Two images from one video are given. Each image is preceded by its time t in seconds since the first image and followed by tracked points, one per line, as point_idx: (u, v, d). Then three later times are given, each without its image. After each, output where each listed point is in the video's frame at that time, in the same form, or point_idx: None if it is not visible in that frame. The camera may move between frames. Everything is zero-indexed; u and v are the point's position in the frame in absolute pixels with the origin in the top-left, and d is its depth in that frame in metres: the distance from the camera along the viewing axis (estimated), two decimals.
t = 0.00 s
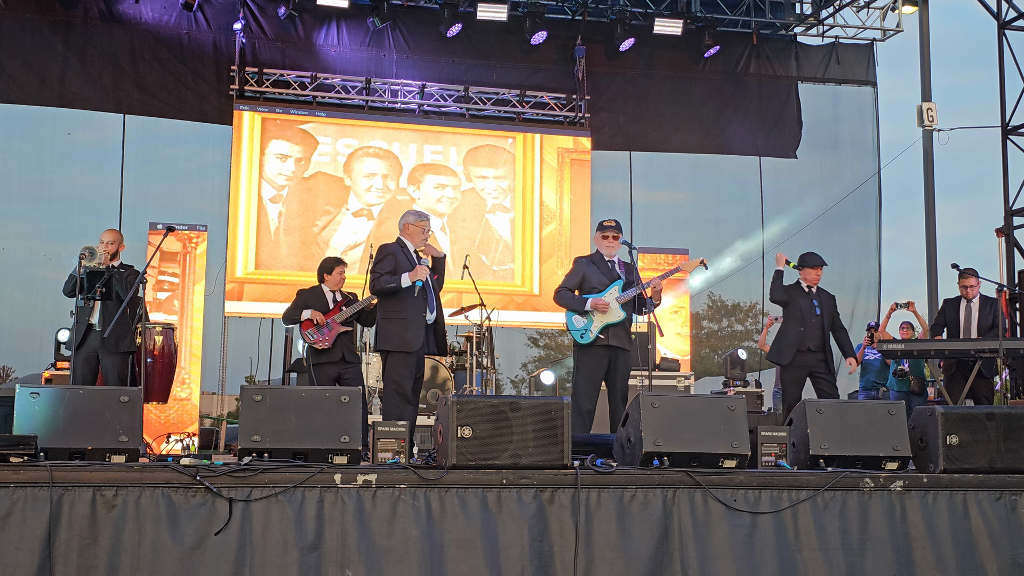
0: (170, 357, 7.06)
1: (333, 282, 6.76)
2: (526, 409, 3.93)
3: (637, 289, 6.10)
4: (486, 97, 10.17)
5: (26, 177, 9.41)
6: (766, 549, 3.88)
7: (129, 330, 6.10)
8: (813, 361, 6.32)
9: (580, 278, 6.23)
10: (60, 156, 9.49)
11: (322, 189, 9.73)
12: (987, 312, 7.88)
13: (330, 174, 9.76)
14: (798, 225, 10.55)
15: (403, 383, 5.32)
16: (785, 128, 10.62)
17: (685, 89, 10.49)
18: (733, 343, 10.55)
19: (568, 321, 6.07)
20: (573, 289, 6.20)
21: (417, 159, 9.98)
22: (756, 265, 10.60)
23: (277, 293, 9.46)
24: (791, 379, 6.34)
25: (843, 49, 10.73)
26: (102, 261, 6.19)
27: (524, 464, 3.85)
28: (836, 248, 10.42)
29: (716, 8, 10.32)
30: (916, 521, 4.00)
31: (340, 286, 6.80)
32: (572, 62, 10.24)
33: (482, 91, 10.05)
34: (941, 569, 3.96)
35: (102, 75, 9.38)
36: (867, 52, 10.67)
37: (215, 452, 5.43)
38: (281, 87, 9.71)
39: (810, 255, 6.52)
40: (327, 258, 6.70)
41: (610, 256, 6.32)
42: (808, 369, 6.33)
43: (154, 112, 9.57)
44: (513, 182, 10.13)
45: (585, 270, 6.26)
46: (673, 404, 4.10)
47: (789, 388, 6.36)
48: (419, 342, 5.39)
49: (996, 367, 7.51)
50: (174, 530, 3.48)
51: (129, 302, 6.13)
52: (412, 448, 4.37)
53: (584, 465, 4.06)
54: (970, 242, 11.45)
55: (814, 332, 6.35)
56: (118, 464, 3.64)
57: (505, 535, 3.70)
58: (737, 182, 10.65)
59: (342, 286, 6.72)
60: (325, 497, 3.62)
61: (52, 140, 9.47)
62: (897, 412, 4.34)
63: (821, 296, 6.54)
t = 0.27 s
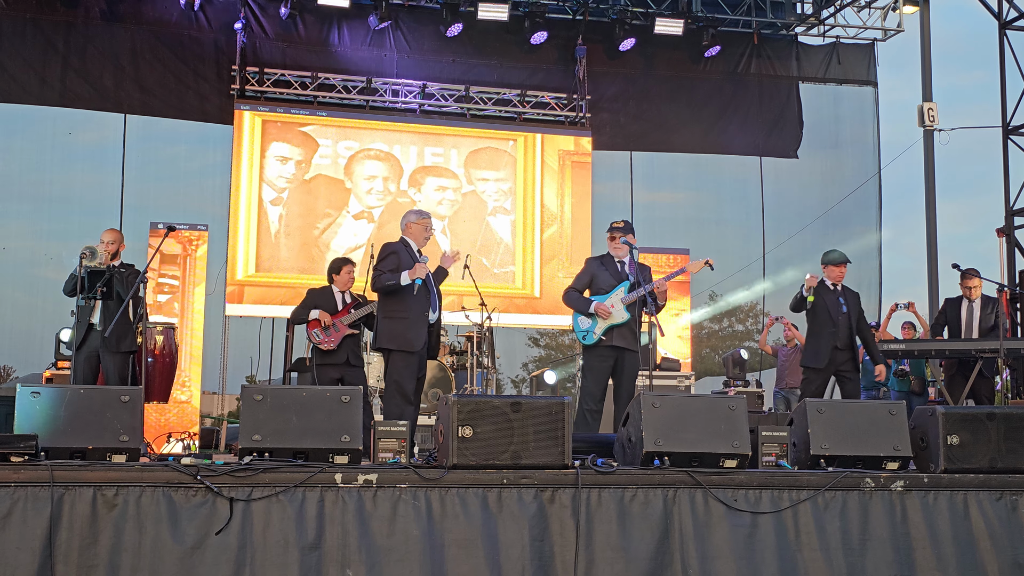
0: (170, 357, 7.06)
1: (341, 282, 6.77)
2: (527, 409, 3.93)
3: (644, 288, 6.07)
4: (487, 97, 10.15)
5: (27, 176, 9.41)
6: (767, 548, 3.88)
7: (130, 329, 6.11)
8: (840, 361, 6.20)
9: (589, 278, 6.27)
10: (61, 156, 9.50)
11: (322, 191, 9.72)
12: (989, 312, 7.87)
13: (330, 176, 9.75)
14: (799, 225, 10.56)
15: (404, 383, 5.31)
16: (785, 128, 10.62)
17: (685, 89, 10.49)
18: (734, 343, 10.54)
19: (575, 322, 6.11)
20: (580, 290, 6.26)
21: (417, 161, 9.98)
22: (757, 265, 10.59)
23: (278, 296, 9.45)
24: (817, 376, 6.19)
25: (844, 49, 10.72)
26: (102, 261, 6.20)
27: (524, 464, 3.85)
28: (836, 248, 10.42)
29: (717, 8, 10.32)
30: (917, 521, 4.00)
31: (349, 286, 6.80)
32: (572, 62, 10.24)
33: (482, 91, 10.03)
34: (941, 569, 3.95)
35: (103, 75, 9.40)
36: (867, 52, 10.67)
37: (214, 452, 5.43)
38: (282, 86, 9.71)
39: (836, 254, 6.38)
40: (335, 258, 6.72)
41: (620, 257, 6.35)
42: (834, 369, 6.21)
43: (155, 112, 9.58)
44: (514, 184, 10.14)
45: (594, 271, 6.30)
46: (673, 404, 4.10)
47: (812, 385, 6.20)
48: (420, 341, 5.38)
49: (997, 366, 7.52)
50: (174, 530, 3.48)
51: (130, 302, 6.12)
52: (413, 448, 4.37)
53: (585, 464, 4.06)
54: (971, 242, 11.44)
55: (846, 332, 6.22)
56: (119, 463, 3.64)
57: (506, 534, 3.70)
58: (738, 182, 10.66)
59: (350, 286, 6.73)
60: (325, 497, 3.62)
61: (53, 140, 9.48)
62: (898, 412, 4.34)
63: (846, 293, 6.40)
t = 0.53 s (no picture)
0: (171, 356, 7.07)
1: (354, 281, 6.79)
2: (526, 408, 3.93)
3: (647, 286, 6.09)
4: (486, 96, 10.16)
5: (27, 176, 9.41)
6: (766, 548, 3.88)
7: (131, 327, 6.11)
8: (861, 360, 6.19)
9: (592, 279, 6.32)
10: (61, 155, 9.50)
11: (322, 193, 9.72)
12: (988, 312, 7.87)
13: (330, 178, 9.76)
14: (799, 225, 10.57)
15: (405, 382, 5.32)
16: (785, 128, 10.62)
17: (685, 89, 10.49)
18: (734, 342, 10.55)
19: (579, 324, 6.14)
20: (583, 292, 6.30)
21: (417, 163, 9.98)
22: (756, 265, 10.59)
23: (278, 298, 9.44)
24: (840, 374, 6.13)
25: (844, 49, 10.72)
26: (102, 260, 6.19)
27: (524, 463, 3.85)
28: (836, 248, 10.43)
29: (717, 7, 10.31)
30: (917, 520, 4.00)
31: (362, 285, 6.80)
32: (572, 62, 10.23)
33: (482, 90, 10.03)
34: (941, 569, 3.95)
35: (103, 75, 9.39)
36: (867, 52, 10.67)
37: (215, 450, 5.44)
38: (282, 86, 9.72)
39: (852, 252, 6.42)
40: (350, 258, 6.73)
41: (623, 257, 6.34)
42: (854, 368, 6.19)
43: (155, 111, 9.58)
44: (514, 186, 10.14)
45: (597, 271, 6.34)
46: (674, 403, 4.10)
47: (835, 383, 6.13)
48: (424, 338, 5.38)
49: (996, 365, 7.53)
50: (174, 528, 3.48)
51: (130, 300, 6.12)
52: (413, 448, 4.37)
53: (585, 464, 4.05)
54: (971, 243, 11.44)
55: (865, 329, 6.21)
56: (118, 462, 3.64)
57: (506, 534, 3.70)
58: (738, 182, 10.67)
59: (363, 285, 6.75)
60: (325, 496, 3.62)
61: (53, 139, 9.47)
62: (897, 412, 4.34)
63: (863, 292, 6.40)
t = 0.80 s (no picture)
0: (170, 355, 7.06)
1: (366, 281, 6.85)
2: (524, 408, 3.93)
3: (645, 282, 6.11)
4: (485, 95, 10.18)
5: (25, 175, 9.40)
6: (765, 547, 3.88)
7: (129, 326, 6.09)
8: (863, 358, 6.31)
9: (593, 281, 6.37)
10: (59, 154, 9.50)
11: (321, 196, 9.72)
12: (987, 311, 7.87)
13: (329, 180, 9.75)
14: (797, 224, 10.58)
15: (404, 381, 5.33)
16: (784, 127, 10.63)
17: (683, 88, 10.49)
18: (732, 342, 10.55)
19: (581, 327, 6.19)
20: (585, 295, 6.35)
21: (416, 165, 9.99)
22: (755, 265, 10.60)
23: (276, 300, 9.44)
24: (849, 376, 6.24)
25: (842, 48, 10.72)
26: (101, 259, 6.19)
27: (522, 462, 3.85)
28: (834, 247, 10.45)
29: (715, 6, 10.32)
30: (915, 519, 4.00)
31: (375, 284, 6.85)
32: (571, 61, 10.23)
33: (481, 89, 10.05)
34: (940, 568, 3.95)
35: (101, 74, 9.39)
36: (865, 51, 10.68)
37: (214, 450, 5.44)
38: (280, 86, 9.73)
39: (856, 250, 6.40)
40: (363, 258, 6.79)
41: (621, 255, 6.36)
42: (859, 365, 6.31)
43: (154, 110, 9.58)
44: (513, 188, 10.14)
45: (597, 272, 6.37)
46: (672, 402, 4.11)
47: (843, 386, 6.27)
48: (417, 338, 5.38)
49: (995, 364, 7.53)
50: (172, 528, 3.48)
51: (128, 300, 6.11)
52: (411, 447, 4.37)
53: (583, 463, 4.05)
54: (970, 242, 11.45)
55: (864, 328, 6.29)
56: (117, 461, 3.64)
57: (504, 532, 3.71)
58: (736, 181, 10.68)
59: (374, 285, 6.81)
60: (324, 495, 3.62)
61: (52, 138, 9.47)
62: (896, 411, 4.34)
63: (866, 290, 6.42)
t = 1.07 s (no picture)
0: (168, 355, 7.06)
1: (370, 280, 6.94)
2: (522, 406, 3.94)
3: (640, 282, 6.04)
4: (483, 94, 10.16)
5: (23, 174, 9.40)
6: (762, 546, 3.88)
7: (127, 326, 6.12)
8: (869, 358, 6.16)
9: (592, 282, 6.37)
10: (57, 154, 9.49)
11: (318, 197, 9.71)
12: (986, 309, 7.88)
13: (326, 182, 9.74)
14: (795, 223, 10.58)
15: (401, 379, 5.34)
16: (781, 126, 10.64)
17: (681, 87, 10.49)
18: (731, 340, 10.55)
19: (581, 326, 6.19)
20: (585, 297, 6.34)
21: (414, 166, 9.99)
22: (753, 263, 10.61)
23: (274, 302, 9.43)
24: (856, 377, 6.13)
25: (840, 47, 10.74)
26: (99, 258, 6.19)
27: (521, 461, 3.86)
28: (832, 246, 10.47)
29: (713, 5, 10.33)
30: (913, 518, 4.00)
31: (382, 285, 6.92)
32: (569, 60, 10.23)
33: (479, 88, 10.03)
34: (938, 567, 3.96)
35: (99, 73, 9.38)
36: (862, 51, 10.70)
37: (212, 449, 5.43)
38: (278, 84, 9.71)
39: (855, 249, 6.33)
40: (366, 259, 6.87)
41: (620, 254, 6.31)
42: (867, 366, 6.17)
43: (152, 109, 9.57)
44: (511, 190, 10.14)
45: (597, 274, 6.36)
46: (670, 401, 4.11)
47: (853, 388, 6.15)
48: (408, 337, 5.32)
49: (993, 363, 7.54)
50: (170, 527, 3.48)
51: (126, 299, 6.10)
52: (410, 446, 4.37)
53: (581, 461, 4.06)
54: (968, 241, 11.45)
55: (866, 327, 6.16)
56: (115, 460, 3.63)
57: (502, 531, 3.71)
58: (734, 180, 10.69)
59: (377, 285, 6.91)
60: (322, 494, 3.62)
61: (49, 137, 9.46)
62: (893, 409, 4.34)
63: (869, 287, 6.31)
